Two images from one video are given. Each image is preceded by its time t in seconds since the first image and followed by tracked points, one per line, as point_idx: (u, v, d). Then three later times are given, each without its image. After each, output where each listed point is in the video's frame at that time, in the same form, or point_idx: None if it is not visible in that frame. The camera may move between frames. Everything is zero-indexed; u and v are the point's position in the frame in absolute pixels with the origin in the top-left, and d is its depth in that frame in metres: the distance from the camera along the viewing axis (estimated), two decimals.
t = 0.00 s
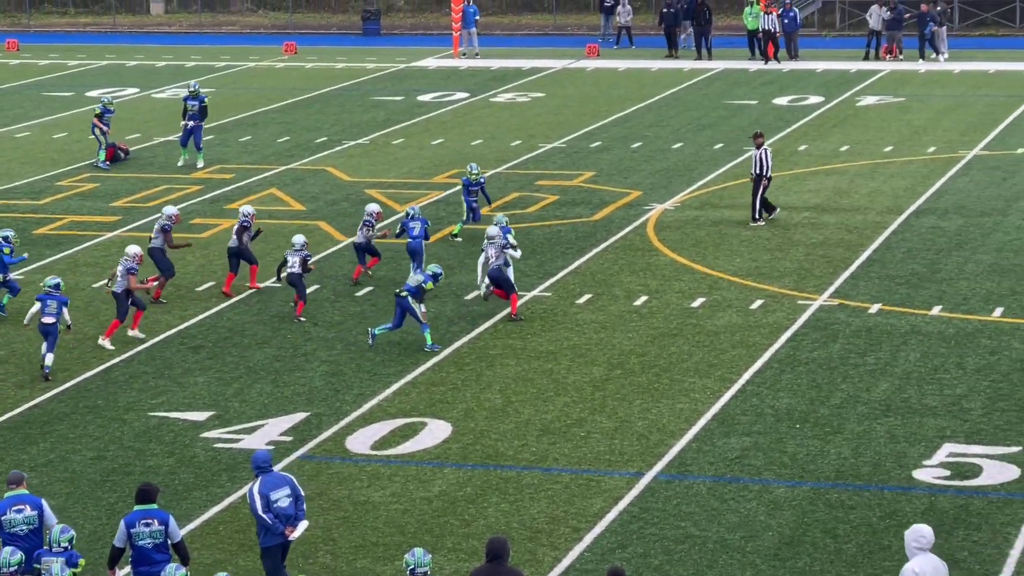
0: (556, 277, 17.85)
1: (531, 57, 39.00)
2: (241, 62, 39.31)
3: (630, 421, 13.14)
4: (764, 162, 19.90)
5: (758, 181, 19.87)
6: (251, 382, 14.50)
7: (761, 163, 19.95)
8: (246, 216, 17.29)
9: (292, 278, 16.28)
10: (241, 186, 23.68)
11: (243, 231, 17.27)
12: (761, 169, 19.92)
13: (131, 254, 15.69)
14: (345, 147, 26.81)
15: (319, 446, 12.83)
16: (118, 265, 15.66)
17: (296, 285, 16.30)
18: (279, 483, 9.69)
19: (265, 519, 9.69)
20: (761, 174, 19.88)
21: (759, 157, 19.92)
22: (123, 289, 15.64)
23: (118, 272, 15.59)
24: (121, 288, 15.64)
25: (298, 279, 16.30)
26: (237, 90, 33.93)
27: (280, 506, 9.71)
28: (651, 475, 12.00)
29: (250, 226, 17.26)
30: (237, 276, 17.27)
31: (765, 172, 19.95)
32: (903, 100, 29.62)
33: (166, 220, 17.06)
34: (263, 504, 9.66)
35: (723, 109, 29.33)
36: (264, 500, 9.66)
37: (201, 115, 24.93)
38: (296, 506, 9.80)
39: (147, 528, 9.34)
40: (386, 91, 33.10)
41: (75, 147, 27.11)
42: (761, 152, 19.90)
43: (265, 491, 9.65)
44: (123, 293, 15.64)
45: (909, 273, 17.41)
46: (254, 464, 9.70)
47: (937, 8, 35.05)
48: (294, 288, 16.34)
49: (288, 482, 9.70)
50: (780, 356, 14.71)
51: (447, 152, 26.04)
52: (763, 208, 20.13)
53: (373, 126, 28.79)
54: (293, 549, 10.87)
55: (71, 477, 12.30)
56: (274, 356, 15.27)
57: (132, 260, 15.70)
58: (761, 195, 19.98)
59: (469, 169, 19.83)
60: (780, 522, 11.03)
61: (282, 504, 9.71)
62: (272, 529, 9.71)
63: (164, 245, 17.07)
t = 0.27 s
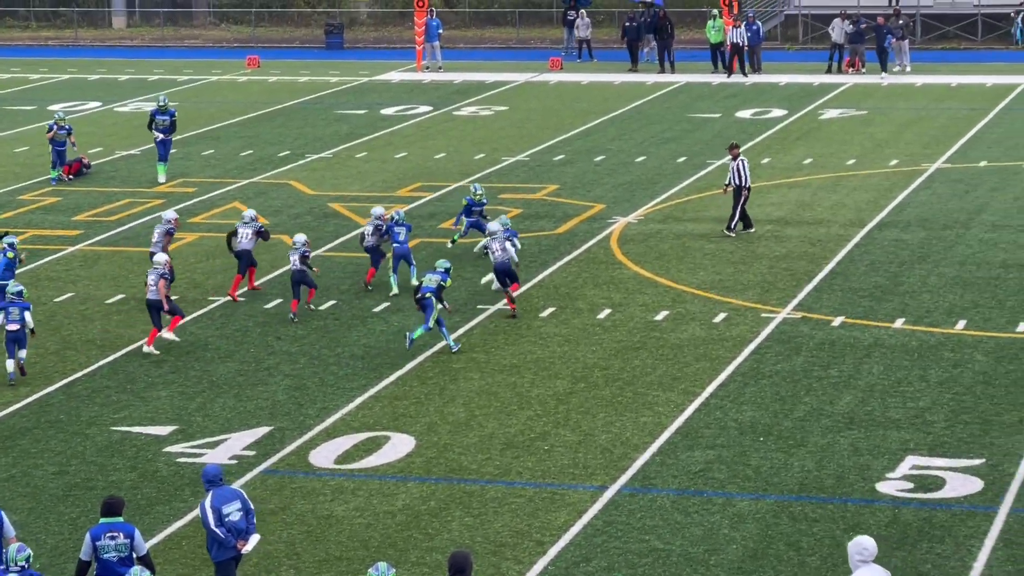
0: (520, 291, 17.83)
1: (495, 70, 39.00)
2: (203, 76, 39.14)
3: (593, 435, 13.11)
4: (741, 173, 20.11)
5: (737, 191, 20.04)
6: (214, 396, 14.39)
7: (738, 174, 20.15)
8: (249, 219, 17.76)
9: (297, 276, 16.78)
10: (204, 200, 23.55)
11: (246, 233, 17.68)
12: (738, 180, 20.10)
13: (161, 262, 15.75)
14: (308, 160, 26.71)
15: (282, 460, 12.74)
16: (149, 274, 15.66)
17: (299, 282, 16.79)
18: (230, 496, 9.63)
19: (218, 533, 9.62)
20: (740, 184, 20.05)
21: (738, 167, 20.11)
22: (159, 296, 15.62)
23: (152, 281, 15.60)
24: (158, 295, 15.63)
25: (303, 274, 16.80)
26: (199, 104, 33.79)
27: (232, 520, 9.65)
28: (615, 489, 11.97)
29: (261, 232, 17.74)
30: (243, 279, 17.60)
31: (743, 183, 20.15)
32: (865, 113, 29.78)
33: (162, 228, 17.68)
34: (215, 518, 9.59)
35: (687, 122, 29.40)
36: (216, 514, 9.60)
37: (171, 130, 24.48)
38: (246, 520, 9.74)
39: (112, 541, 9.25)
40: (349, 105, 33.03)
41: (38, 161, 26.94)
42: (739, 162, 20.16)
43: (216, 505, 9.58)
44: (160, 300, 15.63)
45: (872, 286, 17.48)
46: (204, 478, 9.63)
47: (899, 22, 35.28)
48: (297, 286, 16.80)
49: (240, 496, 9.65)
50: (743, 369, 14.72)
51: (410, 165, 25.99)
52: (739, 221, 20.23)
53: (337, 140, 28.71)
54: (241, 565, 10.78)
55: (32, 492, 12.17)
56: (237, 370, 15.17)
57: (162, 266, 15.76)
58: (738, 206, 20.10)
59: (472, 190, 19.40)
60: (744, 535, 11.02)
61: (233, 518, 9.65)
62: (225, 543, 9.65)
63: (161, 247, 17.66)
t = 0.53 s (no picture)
0: (489, 303, 17.81)
1: (464, 83, 39.02)
2: (172, 88, 39.02)
3: (563, 447, 13.09)
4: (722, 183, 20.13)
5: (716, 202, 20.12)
6: (183, 409, 14.31)
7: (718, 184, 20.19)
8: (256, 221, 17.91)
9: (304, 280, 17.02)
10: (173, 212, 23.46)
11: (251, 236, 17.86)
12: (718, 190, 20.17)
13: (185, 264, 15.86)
14: (277, 173, 26.64)
15: (251, 473, 12.67)
16: (177, 278, 15.77)
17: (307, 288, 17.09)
18: (187, 505, 9.65)
19: (176, 541, 9.63)
20: (719, 196, 20.10)
21: (717, 178, 20.14)
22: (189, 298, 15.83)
23: (181, 285, 15.74)
24: (189, 298, 15.84)
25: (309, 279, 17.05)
26: (168, 116, 33.68)
27: (189, 528, 9.66)
28: (584, 501, 11.96)
29: (264, 234, 17.92)
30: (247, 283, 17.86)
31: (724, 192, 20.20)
32: (834, 125, 29.92)
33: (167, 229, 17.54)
34: (173, 527, 9.60)
35: (655, 135, 29.46)
36: (175, 522, 9.61)
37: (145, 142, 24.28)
38: (202, 529, 9.76)
39: (83, 554, 9.18)
40: (318, 118, 32.97)
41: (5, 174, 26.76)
42: (719, 172, 20.15)
43: (174, 513, 9.60)
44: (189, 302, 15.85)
45: (841, 298, 17.54)
46: (162, 485, 9.64)
47: (866, 35, 35.48)
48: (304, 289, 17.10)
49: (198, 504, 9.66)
50: (712, 382, 14.74)
51: (380, 178, 25.94)
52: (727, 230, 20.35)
53: (306, 152, 28.65)
54: (197, 570, 10.75)
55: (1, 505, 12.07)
56: (207, 383, 15.09)
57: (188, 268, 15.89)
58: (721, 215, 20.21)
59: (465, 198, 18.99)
60: (714, 548, 11.02)
61: (191, 527, 9.67)
62: (180, 551, 9.68)
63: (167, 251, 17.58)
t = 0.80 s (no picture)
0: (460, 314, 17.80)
1: (435, 95, 39.02)
2: (142, 100, 38.89)
3: (534, 459, 13.07)
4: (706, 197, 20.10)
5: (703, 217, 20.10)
6: (154, 421, 14.23)
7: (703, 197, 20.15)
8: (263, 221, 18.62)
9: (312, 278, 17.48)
10: (143, 224, 23.36)
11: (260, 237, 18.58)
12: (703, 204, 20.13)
13: (197, 259, 16.53)
14: (248, 185, 26.57)
15: (222, 485, 12.60)
16: (188, 272, 16.43)
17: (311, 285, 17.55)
18: (147, 515, 9.59)
19: (136, 551, 9.56)
20: (703, 210, 20.08)
21: (702, 192, 20.09)
22: (197, 292, 16.46)
23: (192, 279, 16.40)
24: (198, 292, 16.47)
25: (314, 276, 17.58)
26: (138, 128, 33.56)
27: (149, 538, 9.60)
28: (556, 512, 11.94)
29: (276, 236, 18.65)
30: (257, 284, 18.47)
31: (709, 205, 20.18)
32: (804, 137, 30.04)
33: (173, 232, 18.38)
34: (134, 537, 9.52)
35: (626, 146, 29.52)
36: (135, 532, 9.53)
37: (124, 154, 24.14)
38: (161, 539, 9.70)
39: (51, 567, 9.08)
40: (289, 129, 32.91)
41: None
42: (704, 186, 20.08)
43: (134, 523, 9.52)
44: (199, 295, 16.48)
45: (811, 309, 17.60)
46: (121, 496, 9.58)
47: (836, 47, 35.63)
48: (309, 287, 17.56)
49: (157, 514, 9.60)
50: (684, 392, 14.75)
51: (351, 190, 25.90)
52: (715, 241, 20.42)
53: (276, 164, 28.58)
54: None
55: None
56: (178, 395, 15.02)
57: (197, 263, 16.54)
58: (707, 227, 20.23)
59: (460, 212, 18.54)
60: (686, 558, 11.01)
61: (151, 536, 9.60)
62: (139, 562, 9.61)
63: (174, 250, 18.33)
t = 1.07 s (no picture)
0: (435, 326, 17.78)
1: (409, 107, 39.01)
2: (116, 112, 38.77)
3: (509, 470, 13.06)
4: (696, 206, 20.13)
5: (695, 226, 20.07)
6: (128, 434, 14.15)
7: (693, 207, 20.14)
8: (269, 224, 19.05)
9: (319, 280, 18.01)
10: (117, 237, 23.27)
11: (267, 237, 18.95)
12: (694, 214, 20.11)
13: (207, 260, 17.09)
14: (222, 197, 26.48)
15: (196, 498, 12.54)
16: (199, 271, 16.99)
17: (321, 286, 18.02)
18: (106, 527, 9.56)
19: (93, 564, 9.53)
20: (692, 220, 20.04)
21: (691, 201, 20.07)
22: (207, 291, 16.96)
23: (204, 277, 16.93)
24: (207, 291, 16.95)
25: (321, 280, 18.03)
26: (112, 140, 33.43)
27: (108, 551, 9.57)
28: (531, 524, 11.92)
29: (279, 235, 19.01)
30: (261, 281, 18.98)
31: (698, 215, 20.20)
32: (778, 148, 30.13)
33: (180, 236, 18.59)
34: (92, 549, 9.49)
35: (601, 158, 29.55)
36: (93, 545, 9.50)
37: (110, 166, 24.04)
38: (121, 551, 9.68)
39: None
40: (264, 141, 32.85)
41: None
42: (692, 196, 20.07)
43: (92, 536, 9.49)
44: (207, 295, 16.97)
45: (786, 320, 17.64)
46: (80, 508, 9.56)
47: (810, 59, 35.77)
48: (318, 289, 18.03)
49: (117, 527, 9.59)
50: (659, 404, 14.75)
51: (326, 202, 25.86)
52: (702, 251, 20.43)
53: (251, 176, 28.51)
54: None
55: None
56: (152, 408, 14.94)
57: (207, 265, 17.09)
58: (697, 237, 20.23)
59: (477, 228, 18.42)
60: (661, 570, 11.01)
61: (109, 549, 9.57)
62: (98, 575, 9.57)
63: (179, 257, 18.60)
